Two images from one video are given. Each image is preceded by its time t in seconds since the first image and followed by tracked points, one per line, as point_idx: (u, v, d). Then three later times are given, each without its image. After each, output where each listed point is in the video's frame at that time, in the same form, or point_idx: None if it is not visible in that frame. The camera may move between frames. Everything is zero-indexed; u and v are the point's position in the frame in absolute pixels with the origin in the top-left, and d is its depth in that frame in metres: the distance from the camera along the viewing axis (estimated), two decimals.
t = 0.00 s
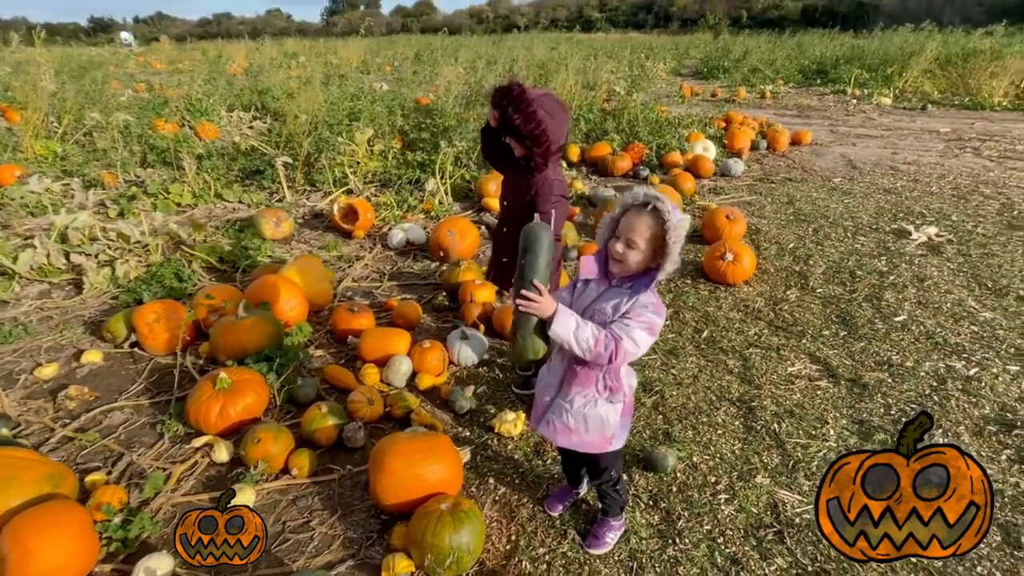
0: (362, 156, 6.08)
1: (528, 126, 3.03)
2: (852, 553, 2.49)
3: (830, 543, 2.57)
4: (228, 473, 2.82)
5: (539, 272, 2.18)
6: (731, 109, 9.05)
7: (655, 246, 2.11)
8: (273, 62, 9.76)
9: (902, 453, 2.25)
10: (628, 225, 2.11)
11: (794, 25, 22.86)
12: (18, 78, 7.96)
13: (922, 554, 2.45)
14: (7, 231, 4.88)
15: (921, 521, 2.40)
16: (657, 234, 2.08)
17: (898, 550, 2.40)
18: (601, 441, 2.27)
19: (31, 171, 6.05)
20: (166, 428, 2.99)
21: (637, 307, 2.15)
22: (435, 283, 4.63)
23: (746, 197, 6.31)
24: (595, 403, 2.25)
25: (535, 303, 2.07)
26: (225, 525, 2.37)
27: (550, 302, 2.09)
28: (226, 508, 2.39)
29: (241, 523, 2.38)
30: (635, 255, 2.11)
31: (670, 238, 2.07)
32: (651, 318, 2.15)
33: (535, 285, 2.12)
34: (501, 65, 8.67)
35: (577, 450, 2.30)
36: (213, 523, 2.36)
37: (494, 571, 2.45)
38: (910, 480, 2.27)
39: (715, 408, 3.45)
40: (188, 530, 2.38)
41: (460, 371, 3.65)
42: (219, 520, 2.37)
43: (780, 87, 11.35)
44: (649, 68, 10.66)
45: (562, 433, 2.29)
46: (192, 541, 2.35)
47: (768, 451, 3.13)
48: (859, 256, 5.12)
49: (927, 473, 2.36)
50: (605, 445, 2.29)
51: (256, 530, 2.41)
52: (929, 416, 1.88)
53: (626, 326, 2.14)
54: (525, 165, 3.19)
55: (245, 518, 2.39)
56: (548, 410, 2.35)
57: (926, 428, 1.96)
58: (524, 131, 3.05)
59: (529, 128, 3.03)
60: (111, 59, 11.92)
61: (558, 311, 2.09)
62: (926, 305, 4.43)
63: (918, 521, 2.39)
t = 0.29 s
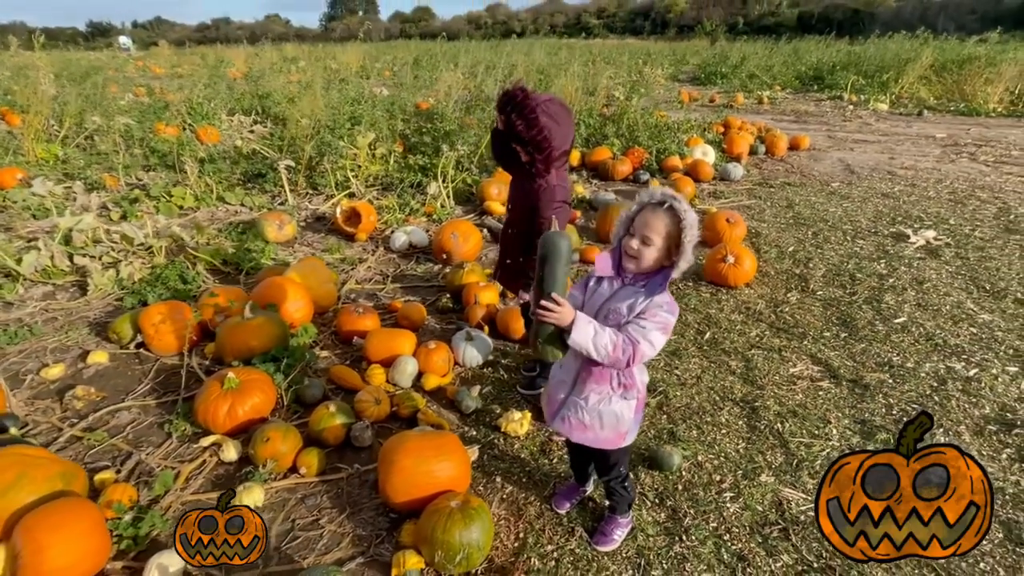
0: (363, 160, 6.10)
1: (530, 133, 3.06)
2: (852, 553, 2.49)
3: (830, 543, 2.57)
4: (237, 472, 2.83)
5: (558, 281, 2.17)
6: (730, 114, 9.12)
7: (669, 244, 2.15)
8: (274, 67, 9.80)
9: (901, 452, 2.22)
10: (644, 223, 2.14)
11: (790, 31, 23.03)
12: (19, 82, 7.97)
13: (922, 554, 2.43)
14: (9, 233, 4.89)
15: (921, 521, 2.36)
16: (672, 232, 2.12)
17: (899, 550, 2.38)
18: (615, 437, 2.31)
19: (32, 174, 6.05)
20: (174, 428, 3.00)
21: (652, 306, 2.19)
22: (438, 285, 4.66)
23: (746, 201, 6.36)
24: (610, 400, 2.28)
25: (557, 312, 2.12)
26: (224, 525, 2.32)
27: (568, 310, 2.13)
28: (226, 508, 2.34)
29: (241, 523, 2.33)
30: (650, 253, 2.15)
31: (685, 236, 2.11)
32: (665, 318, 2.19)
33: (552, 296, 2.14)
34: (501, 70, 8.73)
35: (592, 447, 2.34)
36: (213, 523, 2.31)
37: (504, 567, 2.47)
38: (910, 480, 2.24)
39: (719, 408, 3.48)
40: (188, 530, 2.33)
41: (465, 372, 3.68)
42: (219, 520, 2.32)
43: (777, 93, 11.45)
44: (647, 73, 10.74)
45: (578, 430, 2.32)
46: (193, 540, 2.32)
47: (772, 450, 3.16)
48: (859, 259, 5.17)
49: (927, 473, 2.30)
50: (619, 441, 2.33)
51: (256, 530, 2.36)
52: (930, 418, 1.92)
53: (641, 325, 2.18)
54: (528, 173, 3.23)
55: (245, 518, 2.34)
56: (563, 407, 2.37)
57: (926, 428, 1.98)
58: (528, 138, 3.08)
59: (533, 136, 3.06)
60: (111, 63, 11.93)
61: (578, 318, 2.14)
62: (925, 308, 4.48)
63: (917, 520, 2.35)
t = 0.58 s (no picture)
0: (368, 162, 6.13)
1: (536, 134, 3.08)
2: (852, 552, 2.52)
3: (830, 543, 2.57)
4: (245, 468, 2.83)
5: (573, 284, 2.18)
6: (731, 119, 9.16)
7: (678, 240, 2.17)
8: (277, 70, 9.85)
9: (901, 452, 2.30)
10: (652, 220, 2.16)
11: (790, 38, 23.15)
12: (24, 83, 7.99)
13: (922, 554, 2.45)
14: (15, 232, 4.90)
15: (921, 521, 2.37)
16: (680, 228, 2.14)
17: (899, 550, 2.41)
18: (630, 433, 2.34)
19: (37, 175, 6.07)
20: (181, 425, 3.00)
21: (664, 303, 2.21)
22: (444, 286, 4.67)
23: (748, 205, 6.39)
24: (625, 397, 2.30)
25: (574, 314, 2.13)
26: (225, 524, 2.32)
27: (584, 312, 2.14)
28: (226, 508, 2.35)
29: (241, 523, 2.33)
30: (660, 250, 2.17)
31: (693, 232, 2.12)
32: (678, 314, 2.21)
33: (567, 299, 2.14)
34: (504, 73, 8.76)
35: (607, 443, 2.36)
36: (213, 523, 2.31)
37: (513, 563, 2.47)
38: (910, 480, 2.30)
39: (725, 408, 3.50)
40: (188, 530, 2.32)
41: (472, 371, 3.69)
42: (220, 520, 2.31)
43: (778, 99, 11.51)
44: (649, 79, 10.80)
45: (594, 427, 2.33)
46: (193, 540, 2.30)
47: (778, 450, 3.17)
48: (862, 262, 5.20)
49: (927, 473, 2.32)
50: (634, 437, 2.35)
51: (256, 530, 2.36)
52: (929, 417, 2.02)
53: (655, 323, 2.20)
54: (536, 174, 3.23)
55: (245, 517, 2.35)
56: (578, 404, 2.39)
57: (926, 428, 2.08)
58: (535, 139, 3.09)
59: (540, 136, 3.08)
60: (114, 66, 11.98)
61: (594, 320, 2.15)
62: (929, 310, 4.50)
63: (917, 520, 2.37)
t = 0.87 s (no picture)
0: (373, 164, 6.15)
1: (550, 136, 3.09)
2: (852, 552, 2.51)
3: (829, 542, 2.57)
4: (252, 467, 2.84)
5: (581, 294, 2.17)
6: (736, 123, 9.18)
7: (688, 240, 2.17)
8: (283, 71, 9.90)
9: (901, 452, 2.21)
10: (662, 221, 2.16)
11: (793, 43, 23.17)
12: (31, 82, 8.04)
13: (922, 554, 2.42)
14: (22, 230, 4.92)
15: (922, 521, 2.33)
16: (690, 228, 2.14)
17: (898, 550, 2.37)
18: (642, 435, 2.34)
19: (45, 173, 6.10)
20: (189, 423, 3.01)
21: (675, 305, 2.21)
22: (449, 287, 4.68)
23: (753, 209, 6.39)
24: (637, 399, 2.30)
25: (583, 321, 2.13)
26: (224, 525, 2.25)
27: (595, 319, 2.13)
28: (226, 508, 2.25)
29: (241, 523, 2.26)
30: (670, 250, 2.17)
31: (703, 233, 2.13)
32: (689, 316, 2.21)
33: (578, 307, 2.14)
34: (509, 76, 8.79)
35: (619, 446, 2.36)
36: (213, 523, 2.25)
37: (520, 565, 2.47)
38: (910, 480, 2.22)
39: (731, 411, 3.50)
40: (188, 530, 2.28)
41: (478, 372, 3.69)
42: (219, 520, 2.25)
43: (783, 104, 11.53)
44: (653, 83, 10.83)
45: (606, 430, 2.34)
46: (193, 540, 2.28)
47: (785, 454, 3.16)
48: (868, 267, 5.19)
49: (927, 473, 2.23)
50: (646, 438, 2.36)
51: (257, 530, 2.28)
52: (930, 418, 1.92)
53: (666, 326, 2.20)
54: (548, 176, 3.23)
55: (245, 518, 2.26)
56: (589, 407, 2.39)
57: (926, 428, 1.98)
58: (549, 140, 3.10)
59: (554, 138, 3.09)
60: (120, 66, 12.04)
61: (606, 325, 2.15)
62: (936, 315, 4.49)
63: (917, 520, 2.32)
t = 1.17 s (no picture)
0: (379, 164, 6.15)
1: (554, 142, 3.06)
2: (851, 552, 2.59)
3: (828, 542, 2.64)
4: (257, 466, 2.84)
5: (592, 298, 2.17)
6: (742, 126, 9.16)
7: (696, 243, 2.16)
8: (290, 71, 9.92)
9: (901, 452, 2.48)
10: (671, 224, 2.16)
11: (800, 46, 23.10)
12: (39, 80, 8.08)
13: (922, 555, 2.54)
14: (30, 227, 4.94)
15: (921, 521, 2.49)
16: (699, 232, 2.14)
17: (898, 550, 2.51)
18: (649, 438, 2.34)
19: (53, 171, 6.13)
20: (193, 421, 3.01)
21: (684, 309, 2.20)
22: (454, 288, 4.68)
23: (759, 212, 6.37)
24: (644, 403, 2.30)
25: (592, 325, 2.12)
26: (225, 524, 2.31)
27: (603, 323, 2.13)
28: (226, 508, 2.34)
29: (241, 523, 2.33)
30: (680, 254, 2.16)
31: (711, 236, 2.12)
32: (696, 319, 2.21)
33: (587, 312, 2.13)
34: (515, 77, 8.78)
35: (626, 449, 2.37)
36: (213, 523, 2.31)
37: (524, 567, 2.47)
38: (909, 479, 2.46)
39: (737, 415, 3.48)
40: (188, 530, 2.33)
41: (482, 373, 3.68)
42: (220, 520, 2.31)
43: (789, 107, 11.50)
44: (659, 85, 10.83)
45: (613, 433, 2.34)
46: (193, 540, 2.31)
47: (790, 459, 3.15)
48: (874, 272, 5.17)
49: (927, 473, 2.48)
50: (653, 441, 2.36)
51: (257, 530, 2.36)
52: (930, 416, 2.14)
53: (674, 330, 2.20)
54: (552, 183, 3.20)
55: (246, 518, 2.35)
56: (596, 410, 2.39)
57: (926, 427, 2.21)
58: (552, 147, 3.06)
59: (558, 143, 3.07)
60: (127, 64, 12.08)
61: (613, 329, 2.15)
62: (943, 321, 4.47)
63: (917, 520, 2.48)
